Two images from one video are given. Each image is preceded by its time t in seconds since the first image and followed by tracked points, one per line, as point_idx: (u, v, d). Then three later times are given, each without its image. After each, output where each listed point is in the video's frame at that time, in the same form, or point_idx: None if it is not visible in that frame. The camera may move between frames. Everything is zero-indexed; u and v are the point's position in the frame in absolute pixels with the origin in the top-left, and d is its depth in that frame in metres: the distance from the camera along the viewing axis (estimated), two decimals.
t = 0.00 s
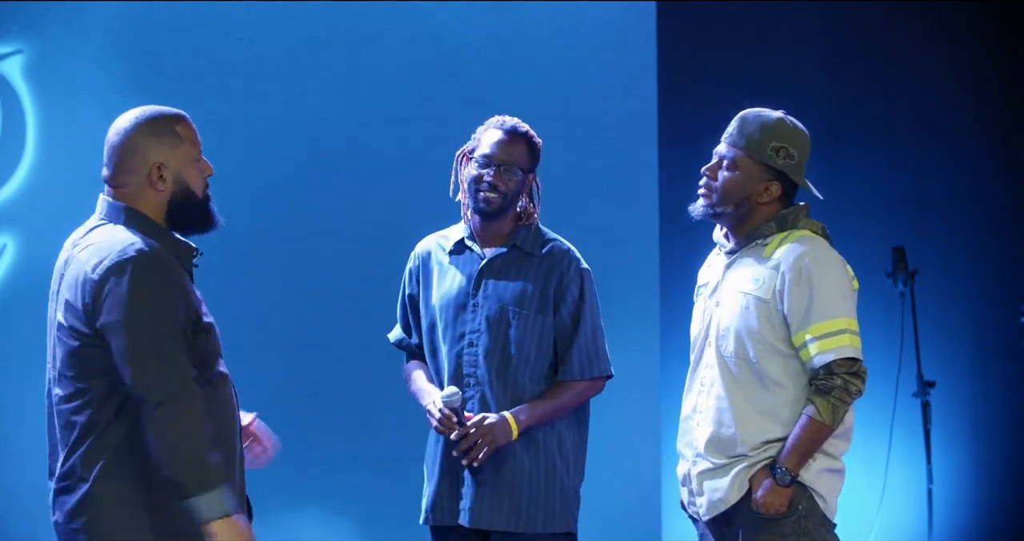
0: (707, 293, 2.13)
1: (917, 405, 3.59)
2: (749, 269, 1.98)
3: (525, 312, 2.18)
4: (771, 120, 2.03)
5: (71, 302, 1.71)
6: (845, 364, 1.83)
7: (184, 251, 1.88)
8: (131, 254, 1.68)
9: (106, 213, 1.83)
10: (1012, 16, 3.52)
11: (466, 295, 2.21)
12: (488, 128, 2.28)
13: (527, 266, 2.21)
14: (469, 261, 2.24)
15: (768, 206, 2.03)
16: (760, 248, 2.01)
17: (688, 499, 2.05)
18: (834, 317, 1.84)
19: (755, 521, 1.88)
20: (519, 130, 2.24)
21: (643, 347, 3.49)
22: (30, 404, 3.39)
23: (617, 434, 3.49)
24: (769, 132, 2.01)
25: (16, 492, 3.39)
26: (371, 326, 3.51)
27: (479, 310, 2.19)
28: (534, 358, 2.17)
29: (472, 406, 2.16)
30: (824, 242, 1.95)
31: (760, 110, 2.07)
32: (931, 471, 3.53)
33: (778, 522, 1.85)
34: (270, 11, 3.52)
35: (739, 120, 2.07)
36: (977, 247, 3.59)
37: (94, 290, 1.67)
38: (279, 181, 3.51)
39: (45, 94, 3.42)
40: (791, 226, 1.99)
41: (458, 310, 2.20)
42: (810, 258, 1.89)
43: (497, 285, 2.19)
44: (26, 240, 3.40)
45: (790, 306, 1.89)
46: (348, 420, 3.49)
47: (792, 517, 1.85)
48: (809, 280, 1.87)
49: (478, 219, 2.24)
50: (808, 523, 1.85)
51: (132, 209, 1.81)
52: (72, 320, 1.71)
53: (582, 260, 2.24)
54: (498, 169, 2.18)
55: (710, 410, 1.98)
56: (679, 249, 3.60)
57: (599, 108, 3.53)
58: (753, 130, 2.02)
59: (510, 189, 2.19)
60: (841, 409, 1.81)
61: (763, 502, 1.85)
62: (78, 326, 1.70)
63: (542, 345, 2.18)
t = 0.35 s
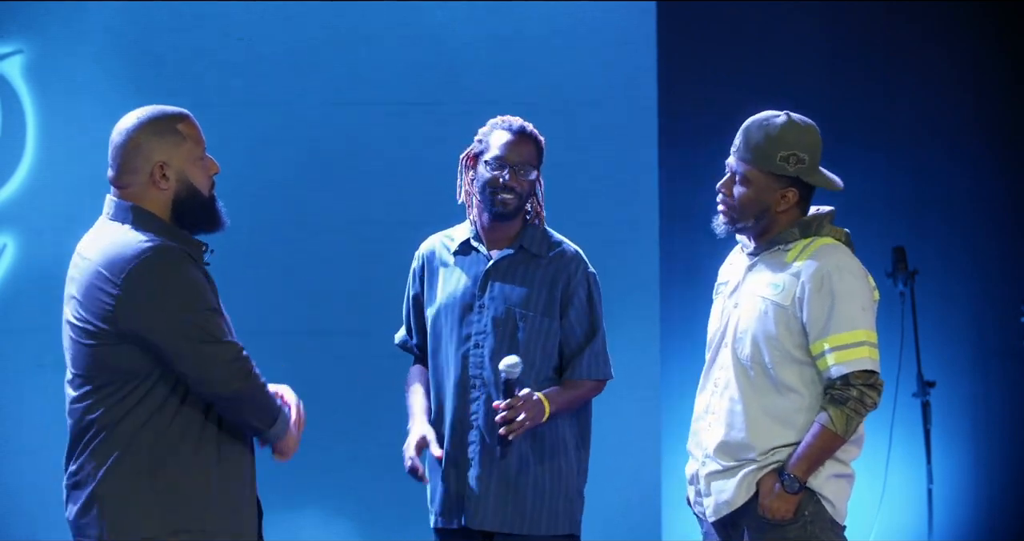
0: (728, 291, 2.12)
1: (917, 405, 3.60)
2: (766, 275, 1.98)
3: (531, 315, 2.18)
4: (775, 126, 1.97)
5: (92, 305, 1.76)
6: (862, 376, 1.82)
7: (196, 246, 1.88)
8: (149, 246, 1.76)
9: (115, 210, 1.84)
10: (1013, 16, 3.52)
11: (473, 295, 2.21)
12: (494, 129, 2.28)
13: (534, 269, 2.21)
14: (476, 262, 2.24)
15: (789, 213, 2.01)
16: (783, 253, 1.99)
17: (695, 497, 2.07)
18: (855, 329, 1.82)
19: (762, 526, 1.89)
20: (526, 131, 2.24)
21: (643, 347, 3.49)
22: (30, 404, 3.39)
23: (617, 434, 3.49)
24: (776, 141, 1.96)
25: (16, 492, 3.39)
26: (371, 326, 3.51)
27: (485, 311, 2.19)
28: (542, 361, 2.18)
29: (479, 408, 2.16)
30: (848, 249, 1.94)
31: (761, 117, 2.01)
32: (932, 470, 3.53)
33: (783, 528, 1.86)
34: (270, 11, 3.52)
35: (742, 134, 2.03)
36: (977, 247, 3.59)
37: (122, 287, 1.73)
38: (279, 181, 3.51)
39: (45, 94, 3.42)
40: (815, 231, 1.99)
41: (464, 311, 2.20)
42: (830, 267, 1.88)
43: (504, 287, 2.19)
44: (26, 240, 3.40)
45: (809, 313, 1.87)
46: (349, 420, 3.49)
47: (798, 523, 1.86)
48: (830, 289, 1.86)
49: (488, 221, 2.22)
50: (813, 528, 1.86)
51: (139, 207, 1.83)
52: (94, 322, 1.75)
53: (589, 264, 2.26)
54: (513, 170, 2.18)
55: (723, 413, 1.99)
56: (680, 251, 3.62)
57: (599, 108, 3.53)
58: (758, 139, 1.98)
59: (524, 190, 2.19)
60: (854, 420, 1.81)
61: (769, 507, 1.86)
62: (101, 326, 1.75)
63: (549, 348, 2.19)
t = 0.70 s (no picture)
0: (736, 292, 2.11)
1: (917, 405, 3.60)
2: (770, 276, 1.97)
3: (536, 314, 2.18)
4: (794, 122, 1.99)
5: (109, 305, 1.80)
6: (851, 383, 1.80)
7: (224, 253, 1.89)
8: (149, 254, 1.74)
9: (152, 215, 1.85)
10: (1013, 16, 3.51)
11: (477, 296, 2.21)
12: (496, 129, 2.28)
13: (539, 269, 2.21)
14: (480, 262, 2.24)
15: (796, 211, 2.00)
16: (785, 255, 1.98)
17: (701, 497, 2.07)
18: (849, 335, 1.82)
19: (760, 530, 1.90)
20: (529, 131, 2.25)
21: (643, 347, 3.49)
22: (30, 404, 3.39)
23: (617, 433, 3.49)
24: (791, 137, 1.97)
25: (16, 492, 3.38)
26: (371, 326, 3.51)
27: (490, 312, 2.19)
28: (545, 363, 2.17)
29: (483, 409, 2.16)
30: (849, 253, 1.92)
31: (783, 114, 2.03)
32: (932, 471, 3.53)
33: (783, 534, 1.87)
34: (269, 11, 3.52)
35: (762, 127, 2.03)
36: (976, 247, 3.59)
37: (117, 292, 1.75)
38: (279, 181, 3.50)
39: (45, 94, 3.41)
40: (818, 236, 1.96)
41: (468, 312, 2.20)
42: (827, 272, 1.87)
43: (508, 288, 2.20)
44: (26, 240, 3.40)
45: (803, 318, 1.87)
46: (348, 420, 3.49)
47: (796, 528, 1.86)
48: (825, 294, 1.86)
49: (493, 219, 2.23)
50: (812, 532, 1.86)
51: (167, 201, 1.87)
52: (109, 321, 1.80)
53: (592, 264, 2.26)
54: (518, 170, 2.18)
55: (723, 416, 1.99)
56: (678, 251, 3.59)
57: (599, 108, 3.53)
58: (776, 138, 1.99)
59: (528, 189, 2.19)
60: (847, 428, 1.79)
61: (766, 514, 1.86)
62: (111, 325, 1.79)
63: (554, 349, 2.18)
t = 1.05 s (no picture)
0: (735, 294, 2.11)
1: (917, 405, 3.60)
2: (769, 275, 1.97)
3: (536, 314, 2.18)
4: (795, 124, 1.97)
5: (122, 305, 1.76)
6: (837, 387, 1.79)
7: (241, 247, 1.87)
8: (158, 250, 1.70)
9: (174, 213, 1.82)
10: (1013, 16, 3.51)
11: (478, 296, 2.21)
12: (497, 129, 2.28)
13: (541, 268, 2.21)
14: (482, 262, 2.24)
15: (797, 211, 2.00)
16: (782, 255, 1.98)
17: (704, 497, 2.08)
18: (835, 340, 1.81)
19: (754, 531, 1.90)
20: (529, 131, 2.25)
21: (642, 347, 3.50)
22: (30, 404, 3.39)
23: (616, 433, 3.49)
24: (792, 139, 1.96)
25: (16, 492, 3.38)
26: (371, 326, 3.51)
27: (490, 311, 2.19)
28: (543, 364, 2.16)
29: (484, 409, 2.17)
30: (845, 256, 1.90)
31: (788, 113, 2.01)
32: (931, 471, 3.53)
33: (775, 534, 1.87)
34: (269, 11, 3.52)
35: (766, 127, 2.03)
36: (977, 247, 3.59)
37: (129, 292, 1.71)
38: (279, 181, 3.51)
39: (45, 94, 3.41)
40: (813, 238, 1.95)
41: (469, 312, 2.20)
42: (818, 275, 1.86)
43: (509, 287, 2.20)
44: (26, 240, 3.40)
45: (792, 321, 1.87)
46: (348, 420, 3.49)
47: (788, 529, 1.86)
48: (813, 299, 1.85)
49: (494, 219, 2.24)
50: (805, 533, 1.86)
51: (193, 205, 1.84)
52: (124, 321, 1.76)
53: (595, 265, 2.27)
54: (517, 170, 2.18)
55: (721, 417, 2.00)
56: (678, 250, 3.60)
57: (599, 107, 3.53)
58: (777, 139, 1.98)
59: (526, 188, 2.19)
60: (834, 432, 1.78)
61: (757, 516, 1.87)
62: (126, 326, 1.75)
63: (554, 349, 2.17)
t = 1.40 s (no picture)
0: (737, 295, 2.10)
1: (917, 405, 3.60)
2: (769, 279, 1.96)
3: (539, 315, 2.18)
4: (759, 134, 1.97)
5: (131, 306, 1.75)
6: (849, 391, 1.80)
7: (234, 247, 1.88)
8: (180, 246, 1.73)
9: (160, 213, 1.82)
10: (1013, 16, 3.51)
11: (481, 295, 2.21)
12: (492, 128, 2.29)
13: (546, 269, 2.21)
14: (487, 260, 2.24)
15: (780, 218, 1.99)
16: (780, 261, 1.98)
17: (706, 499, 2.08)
18: (843, 344, 1.81)
19: (758, 531, 1.90)
20: (521, 130, 2.24)
21: (642, 347, 3.50)
22: (30, 404, 3.39)
23: (616, 433, 3.49)
24: (756, 149, 1.96)
25: (16, 492, 3.38)
26: (371, 326, 3.51)
27: (493, 311, 2.19)
28: (545, 365, 2.16)
29: (484, 407, 2.17)
30: (845, 257, 1.91)
31: (753, 124, 2.01)
32: (932, 470, 3.53)
33: (780, 534, 1.87)
34: (269, 10, 3.51)
35: (735, 143, 2.03)
36: (977, 247, 3.59)
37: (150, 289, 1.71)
38: (279, 181, 3.50)
39: (45, 94, 3.41)
40: (813, 242, 1.95)
41: (472, 310, 2.21)
42: (821, 281, 1.86)
43: (513, 287, 2.20)
44: (26, 240, 3.40)
45: (798, 327, 1.87)
46: (348, 421, 3.49)
47: (794, 529, 1.86)
48: (818, 303, 1.85)
49: (495, 222, 2.24)
50: (810, 534, 1.86)
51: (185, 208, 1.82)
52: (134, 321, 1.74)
53: (600, 269, 2.26)
54: (500, 172, 2.18)
55: (724, 420, 2.00)
56: (679, 250, 3.60)
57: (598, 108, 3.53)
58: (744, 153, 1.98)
59: (518, 188, 2.19)
60: (845, 435, 1.79)
61: (763, 516, 1.87)
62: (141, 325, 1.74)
63: (557, 350, 2.17)
